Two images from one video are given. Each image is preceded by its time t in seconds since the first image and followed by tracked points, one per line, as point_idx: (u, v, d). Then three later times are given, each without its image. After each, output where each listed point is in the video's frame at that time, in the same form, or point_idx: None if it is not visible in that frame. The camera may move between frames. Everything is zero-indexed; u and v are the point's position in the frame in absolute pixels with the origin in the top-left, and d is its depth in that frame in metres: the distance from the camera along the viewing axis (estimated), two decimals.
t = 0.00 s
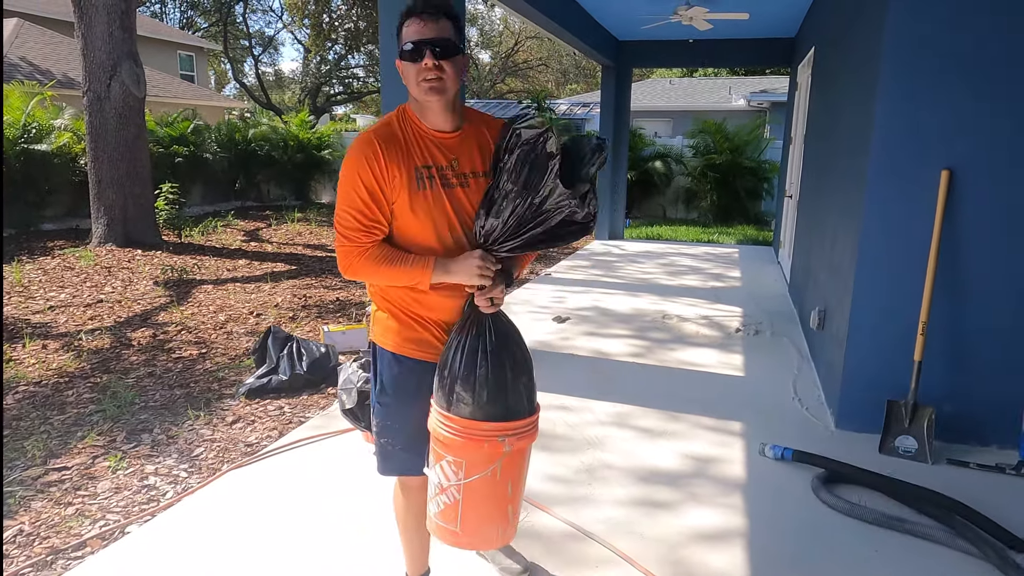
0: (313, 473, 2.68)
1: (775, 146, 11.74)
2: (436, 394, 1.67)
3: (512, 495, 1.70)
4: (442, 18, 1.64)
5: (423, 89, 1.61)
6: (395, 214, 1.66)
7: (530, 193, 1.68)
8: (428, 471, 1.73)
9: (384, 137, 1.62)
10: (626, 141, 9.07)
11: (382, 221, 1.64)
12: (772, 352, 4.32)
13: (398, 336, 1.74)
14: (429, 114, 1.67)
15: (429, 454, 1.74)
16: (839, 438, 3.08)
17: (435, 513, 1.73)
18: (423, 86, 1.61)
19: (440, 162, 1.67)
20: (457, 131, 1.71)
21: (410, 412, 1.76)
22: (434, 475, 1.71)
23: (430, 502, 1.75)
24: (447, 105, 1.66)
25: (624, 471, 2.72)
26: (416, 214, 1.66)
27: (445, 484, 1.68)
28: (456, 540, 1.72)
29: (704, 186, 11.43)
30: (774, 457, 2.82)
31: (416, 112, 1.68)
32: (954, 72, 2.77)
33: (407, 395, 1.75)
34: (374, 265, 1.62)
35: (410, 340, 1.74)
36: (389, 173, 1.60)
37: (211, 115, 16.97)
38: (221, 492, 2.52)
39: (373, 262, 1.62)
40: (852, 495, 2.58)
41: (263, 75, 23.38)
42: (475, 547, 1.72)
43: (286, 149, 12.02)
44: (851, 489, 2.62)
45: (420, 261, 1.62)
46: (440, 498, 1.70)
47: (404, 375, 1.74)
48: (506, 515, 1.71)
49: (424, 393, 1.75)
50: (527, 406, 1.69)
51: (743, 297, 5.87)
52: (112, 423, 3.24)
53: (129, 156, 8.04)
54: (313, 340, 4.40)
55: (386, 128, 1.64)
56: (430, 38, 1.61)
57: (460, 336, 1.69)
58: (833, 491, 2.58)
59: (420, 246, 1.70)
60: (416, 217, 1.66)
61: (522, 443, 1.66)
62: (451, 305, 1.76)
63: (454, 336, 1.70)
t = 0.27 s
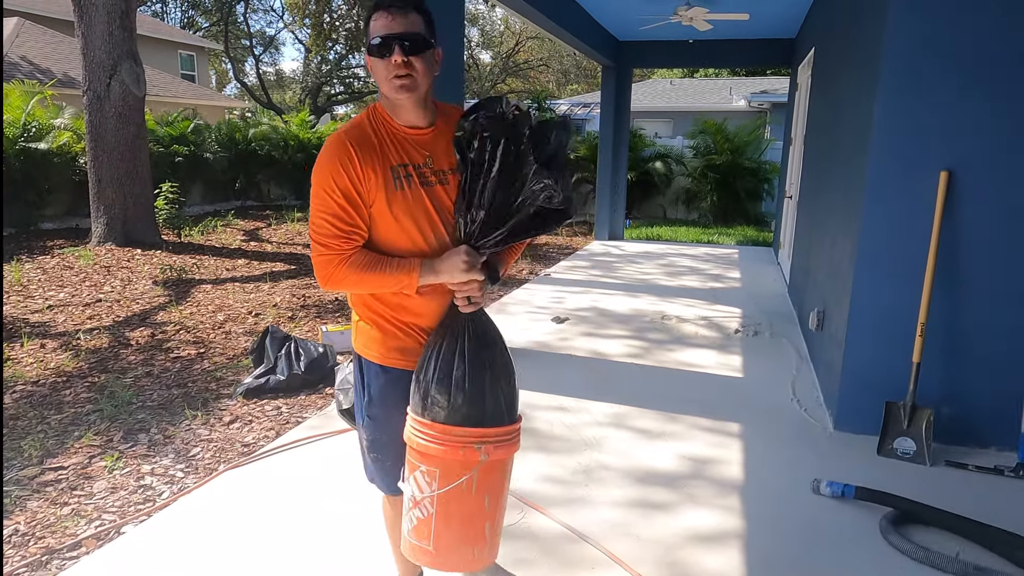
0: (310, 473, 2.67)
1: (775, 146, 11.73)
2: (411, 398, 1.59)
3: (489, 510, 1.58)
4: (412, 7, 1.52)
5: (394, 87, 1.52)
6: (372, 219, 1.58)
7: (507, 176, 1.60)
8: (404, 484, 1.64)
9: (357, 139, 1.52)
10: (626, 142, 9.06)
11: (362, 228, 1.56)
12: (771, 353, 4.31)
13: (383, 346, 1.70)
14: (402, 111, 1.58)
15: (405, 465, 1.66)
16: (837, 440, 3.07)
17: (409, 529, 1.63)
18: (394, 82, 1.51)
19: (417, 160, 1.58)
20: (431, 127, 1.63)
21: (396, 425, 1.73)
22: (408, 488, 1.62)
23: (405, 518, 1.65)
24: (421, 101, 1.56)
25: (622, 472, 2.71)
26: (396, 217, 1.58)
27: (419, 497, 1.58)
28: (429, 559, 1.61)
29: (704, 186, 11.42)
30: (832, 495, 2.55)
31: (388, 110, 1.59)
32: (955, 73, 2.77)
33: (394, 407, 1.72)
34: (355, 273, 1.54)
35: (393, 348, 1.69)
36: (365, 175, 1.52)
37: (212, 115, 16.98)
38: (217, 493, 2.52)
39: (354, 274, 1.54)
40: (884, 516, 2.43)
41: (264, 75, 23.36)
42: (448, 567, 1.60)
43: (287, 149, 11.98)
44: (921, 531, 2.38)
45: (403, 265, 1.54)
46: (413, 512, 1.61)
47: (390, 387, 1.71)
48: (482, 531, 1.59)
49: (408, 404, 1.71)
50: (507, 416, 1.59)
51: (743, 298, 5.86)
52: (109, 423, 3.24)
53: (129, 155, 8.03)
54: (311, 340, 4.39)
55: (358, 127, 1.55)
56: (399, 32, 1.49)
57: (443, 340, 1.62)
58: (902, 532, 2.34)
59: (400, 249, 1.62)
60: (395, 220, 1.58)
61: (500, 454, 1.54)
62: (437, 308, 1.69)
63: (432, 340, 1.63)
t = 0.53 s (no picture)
0: (310, 474, 2.68)
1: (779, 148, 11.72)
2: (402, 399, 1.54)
3: (473, 522, 1.50)
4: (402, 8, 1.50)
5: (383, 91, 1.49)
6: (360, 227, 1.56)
7: (479, 188, 1.52)
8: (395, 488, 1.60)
9: (342, 148, 1.52)
10: (630, 144, 9.06)
11: (348, 236, 1.55)
12: (774, 356, 4.30)
13: (378, 350, 1.69)
14: (392, 115, 1.56)
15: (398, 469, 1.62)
16: (839, 443, 3.06)
17: (398, 534, 1.59)
18: (383, 86, 1.49)
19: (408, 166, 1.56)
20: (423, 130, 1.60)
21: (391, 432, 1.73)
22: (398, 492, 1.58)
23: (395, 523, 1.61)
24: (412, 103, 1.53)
25: (623, 475, 2.71)
26: (387, 223, 1.55)
27: (406, 501, 1.54)
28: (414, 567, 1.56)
29: (708, 189, 11.40)
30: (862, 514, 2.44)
31: (381, 116, 1.57)
32: (958, 75, 2.76)
33: (388, 413, 1.71)
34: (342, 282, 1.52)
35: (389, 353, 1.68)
36: (353, 183, 1.51)
37: (217, 116, 17.05)
38: (217, 493, 2.52)
39: (338, 283, 1.52)
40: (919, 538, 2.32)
41: (270, 76, 23.47)
42: None
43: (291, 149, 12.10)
44: (958, 553, 2.27)
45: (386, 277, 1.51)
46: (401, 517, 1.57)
47: (383, 392, 1.70)
48: (467, 543, 1.52)
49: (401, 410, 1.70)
50: (497, 426, 1.51)
51: (746, 300, 5.85)
52: (111, 423, 3.25)
53: (133, 156, 8.05)
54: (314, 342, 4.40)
55: (349, 135, 1.55)
56: (392, 36, 1.46)
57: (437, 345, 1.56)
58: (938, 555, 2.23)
59: (394, 255, 1.59)
60: (386, 226, 1.55)
61: (484, 465, 1.47)
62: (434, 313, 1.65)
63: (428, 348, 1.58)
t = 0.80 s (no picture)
0: (314, 475, 2.68)
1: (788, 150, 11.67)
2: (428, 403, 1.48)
3: (494, 526, 1.51)
4: (375, 15, 1.48)
5: (369, 97, 1.47)
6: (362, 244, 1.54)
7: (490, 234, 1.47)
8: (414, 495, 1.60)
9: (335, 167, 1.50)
10: (637, 145, 9.04)
11: (350, 255, 1.54)
12: (781, 358, 4.28)
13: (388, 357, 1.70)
14: (381, 125, 1.54)
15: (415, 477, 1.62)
16: (845, 447, 3.04)
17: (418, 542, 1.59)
18: (370, 96, 1.47)
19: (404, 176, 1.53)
20: (416, 136, 1.57)
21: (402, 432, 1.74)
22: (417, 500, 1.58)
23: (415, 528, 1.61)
24: (400, 108, 1.50)
25: (627, 478, 2.70)
26: (392, 237, 1.53)
27: (425, 511, 1.54)
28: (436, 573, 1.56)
29: (716, 190, 11.37)
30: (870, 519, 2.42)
31: (371, 128, 1.55)
32: (966, 76, 2.74)
33: (396, 413, 1.72)
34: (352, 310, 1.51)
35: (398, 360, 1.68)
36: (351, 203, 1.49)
37: (227, 118, 17.15)
38: (222, 494, 2.53)
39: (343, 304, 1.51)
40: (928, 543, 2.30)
41: (279, 78, 23.61)
42: None
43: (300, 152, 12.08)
44: (966, 558, 2.25)
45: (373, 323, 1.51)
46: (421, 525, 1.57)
47: (391, 393, 1.71)
48: (488, 546, 1.53)
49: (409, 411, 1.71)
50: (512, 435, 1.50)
51: (753, 302, 5.82)
52: (118, 423, 3.27)
53: (143, 157, 8.10)
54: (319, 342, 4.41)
55: (341, 154, 1.52)
56: (371, 38, 1.45)
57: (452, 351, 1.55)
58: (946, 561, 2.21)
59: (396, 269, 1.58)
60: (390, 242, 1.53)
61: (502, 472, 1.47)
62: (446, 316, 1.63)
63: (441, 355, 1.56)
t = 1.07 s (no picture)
0: (322, 475, 2.69)
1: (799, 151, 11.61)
2: (440, 413, 1.61)
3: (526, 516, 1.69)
4: (371, 20, 1.55)
5: (370, 101, 1.53)
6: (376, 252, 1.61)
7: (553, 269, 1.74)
8: (439, 501, 1.73)
9: (345, 178, 1.54)
10: (647, 146, 9.02)
11: (365, 263, 1.60)
12: (791, 360, 4.25)
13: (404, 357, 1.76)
14: (383, 129, 1.58)
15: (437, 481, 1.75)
16: (856, 450, 3.02)
17: (448, 543, 1.74)
18: (372, 102, 1.53)
19: (410, 181, 1.59)
20: (417, 137, 1.62)
21: (411, 430, 1.75)
22: (443, 504, 1.72)
23: (443, 530, 1.75)
24: (402, 110, 1.56)
25: (634, 480, 2.69)
26: (402, 242, 1.59)
27: (456, 512, 1.69)
28: (473, 570, 1.72)
29: (726, 191, 11.32)
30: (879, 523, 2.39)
31: (373, 134, 1.60)
32: (977, 76, 2.71)
33: (407, 413, 1.74)
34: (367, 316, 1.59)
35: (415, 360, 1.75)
36: (361, 212, 1.54)
37: (238, 119, 17.26)
38: (230, 493, 2.55)
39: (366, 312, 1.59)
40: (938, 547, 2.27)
41: (290, 80, 23.76)
42: (494, 574, 1.71)
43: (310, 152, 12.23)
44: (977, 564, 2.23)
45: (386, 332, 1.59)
46: (451, 527, 1.71)
47: (401, 393, 1.72)
48: (521, 535, 1.70)
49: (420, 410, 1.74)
50: (533, 422, 1.68)
51: (763, 304, 5.79)
52: (128, 422, 3.29)
53: (155, 158, 8.16)
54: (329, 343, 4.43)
55: (348, 162, 1.57)
56: (365, 40, 1.52)
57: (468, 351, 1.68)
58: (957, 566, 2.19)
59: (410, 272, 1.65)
60: (401, 247, 1.60)
61: (532, 463, 1.65)
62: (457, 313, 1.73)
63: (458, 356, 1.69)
